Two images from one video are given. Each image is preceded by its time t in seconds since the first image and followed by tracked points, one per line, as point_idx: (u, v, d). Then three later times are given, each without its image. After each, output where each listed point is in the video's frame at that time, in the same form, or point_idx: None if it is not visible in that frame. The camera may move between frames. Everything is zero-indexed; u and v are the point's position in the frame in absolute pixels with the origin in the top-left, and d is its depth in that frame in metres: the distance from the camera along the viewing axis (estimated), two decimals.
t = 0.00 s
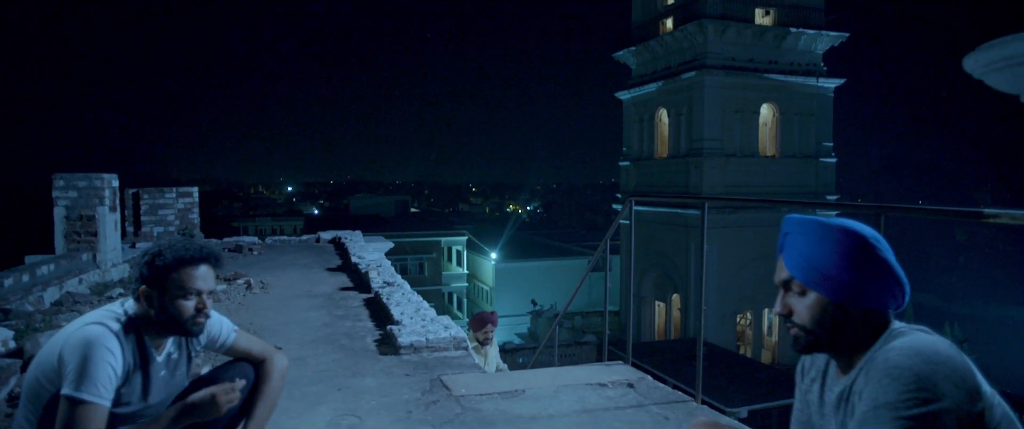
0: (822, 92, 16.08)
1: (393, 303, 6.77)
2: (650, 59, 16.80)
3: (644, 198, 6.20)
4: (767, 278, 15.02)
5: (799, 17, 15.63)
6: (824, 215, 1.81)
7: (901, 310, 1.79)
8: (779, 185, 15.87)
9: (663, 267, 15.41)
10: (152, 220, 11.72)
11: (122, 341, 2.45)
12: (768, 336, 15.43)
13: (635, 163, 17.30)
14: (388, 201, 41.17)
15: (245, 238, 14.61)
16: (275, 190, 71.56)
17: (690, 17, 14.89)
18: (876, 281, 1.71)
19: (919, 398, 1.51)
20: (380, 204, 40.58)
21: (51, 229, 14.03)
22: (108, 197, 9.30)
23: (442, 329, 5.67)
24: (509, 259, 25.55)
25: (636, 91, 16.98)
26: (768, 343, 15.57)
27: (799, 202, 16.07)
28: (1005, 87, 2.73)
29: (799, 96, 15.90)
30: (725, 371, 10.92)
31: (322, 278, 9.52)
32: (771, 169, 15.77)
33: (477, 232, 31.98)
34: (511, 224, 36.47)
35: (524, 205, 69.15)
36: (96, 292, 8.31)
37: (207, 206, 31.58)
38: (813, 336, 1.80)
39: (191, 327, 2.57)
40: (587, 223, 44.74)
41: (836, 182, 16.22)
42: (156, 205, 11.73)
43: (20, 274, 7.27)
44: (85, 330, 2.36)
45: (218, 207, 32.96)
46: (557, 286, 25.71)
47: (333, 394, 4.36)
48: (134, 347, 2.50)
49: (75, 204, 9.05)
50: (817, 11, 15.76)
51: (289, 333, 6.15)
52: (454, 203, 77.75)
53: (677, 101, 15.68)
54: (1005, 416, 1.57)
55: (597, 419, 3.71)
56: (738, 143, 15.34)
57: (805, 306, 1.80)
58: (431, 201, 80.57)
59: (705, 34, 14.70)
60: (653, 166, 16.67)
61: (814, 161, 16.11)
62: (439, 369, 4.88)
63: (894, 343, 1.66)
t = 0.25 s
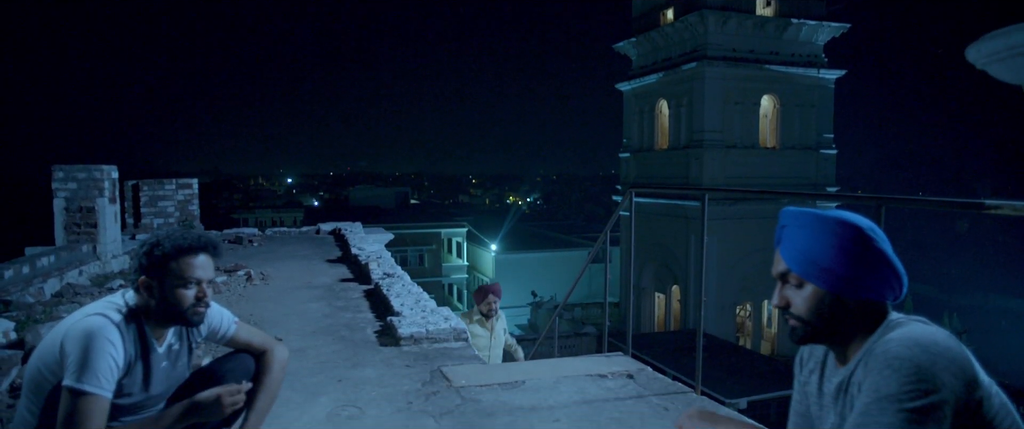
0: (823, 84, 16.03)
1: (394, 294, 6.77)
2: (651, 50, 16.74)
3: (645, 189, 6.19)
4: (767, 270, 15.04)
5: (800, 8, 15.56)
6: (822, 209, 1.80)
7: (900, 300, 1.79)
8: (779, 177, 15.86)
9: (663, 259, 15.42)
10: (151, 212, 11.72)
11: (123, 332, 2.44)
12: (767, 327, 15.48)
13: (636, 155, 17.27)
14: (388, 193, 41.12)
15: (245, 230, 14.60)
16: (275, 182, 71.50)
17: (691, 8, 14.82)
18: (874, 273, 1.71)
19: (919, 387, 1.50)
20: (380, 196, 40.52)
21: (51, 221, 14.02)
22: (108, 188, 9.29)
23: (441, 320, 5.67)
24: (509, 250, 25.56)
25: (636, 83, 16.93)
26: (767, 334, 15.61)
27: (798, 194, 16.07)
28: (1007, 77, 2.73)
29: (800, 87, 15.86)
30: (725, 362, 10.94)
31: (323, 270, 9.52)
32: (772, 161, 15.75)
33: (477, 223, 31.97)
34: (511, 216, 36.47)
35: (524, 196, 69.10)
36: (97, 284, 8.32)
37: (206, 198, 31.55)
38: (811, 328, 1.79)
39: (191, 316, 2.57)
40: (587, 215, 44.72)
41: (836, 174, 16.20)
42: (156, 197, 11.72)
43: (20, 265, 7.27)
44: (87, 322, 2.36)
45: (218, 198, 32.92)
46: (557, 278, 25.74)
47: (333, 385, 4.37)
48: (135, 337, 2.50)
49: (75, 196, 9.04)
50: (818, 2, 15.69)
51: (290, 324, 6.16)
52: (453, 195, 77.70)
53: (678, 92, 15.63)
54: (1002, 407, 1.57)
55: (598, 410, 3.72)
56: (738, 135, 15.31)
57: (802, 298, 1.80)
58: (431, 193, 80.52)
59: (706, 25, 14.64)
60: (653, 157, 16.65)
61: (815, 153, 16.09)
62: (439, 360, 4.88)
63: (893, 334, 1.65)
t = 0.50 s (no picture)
0: (824, 75, 15.98)
1: (394, 286, 6.78)
2: (651, 41, 16.68)
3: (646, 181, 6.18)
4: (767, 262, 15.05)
5: None
6: (819, 202, 1.80)
7: (899, 293, 1.78)
8: (779, 169, 15.85)
9: (664, 251, 15.43)
10: (151, 203, 11.72)
11: (122, 323, 2.44)
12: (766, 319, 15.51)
13: (636, 146, 17.26)
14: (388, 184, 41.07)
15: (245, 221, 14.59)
16: (275, 174, 71.45)
17: None
18: (872, 267, 1.70)
19: (917, 379, 1.49)
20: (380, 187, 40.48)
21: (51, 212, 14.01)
22: (108, 180, 9.27)
23: (442, 312, 5.67)
24: (509, 242, 25.58)
25: (636, 74, 16.88)
26: (767, 326, 15.65)
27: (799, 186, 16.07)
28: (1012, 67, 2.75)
29: (801, 79, 15.82)
30: (725, 354, 10.97)
31: (323, 262, 9.53)
32: (772, 153, 15.74)
33: (477, 215, 31.97)
34: (511, 208, 36.45)
35: (524, 188, 69.04)
36: (97, 276, 8.33)
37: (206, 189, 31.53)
38: (808, 321, 1.79)
39: (188, 304, 2.57)
40: (587, 207, 44.70)
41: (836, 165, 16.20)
42: (155, 189, 11.70)
43: (20, 257, 7.27)
44: (86, 312, 2.36)
45: (218, 190, 32.89)
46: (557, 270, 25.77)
47: (334, 376, 4.37)
48: (135, 327, 2.50)
49: (75, 188, 9.03)
50: None
51: (290, 316, 6.17)
52: (453, 187, 77.63)
53: (678, 84, 15.59)
54: (1002, 399, 1.56)
55: (598, 402, 3.72)
56: (739, 126, 15.29)
57: (800, 292, 1.80)
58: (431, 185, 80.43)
59: (707, 17, 14.57)
60: (654, 149, 16.63)
61: (815, 144, 16.08)
62: (439, 352, 4.88)
63: (893, 327, 1.65)
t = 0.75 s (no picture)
0: (824, 67, 15.93)
1: (394, 278, 6.78)
2: (651, 33, 16.62)
3: (646, 173, 6.16)
4: (767, 254, 15.06)
5: None
6: (816, 195, 1.79)
7: (897, 284, 1.77)
8: (779, 161, 15.84)
9: (664, 243, 15.43)
10: (151, 196, 11.71)
11: (120, 314, 2.43)
12: (766, 311, 15.52)
13: (636, 138, 17.23)
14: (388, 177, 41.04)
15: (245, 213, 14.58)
16: (274, 166, 71.43)
17: None
18: (869, 258, 1.69)
19: (914, 368, 1.48)
20: (380, 180, 40.46)
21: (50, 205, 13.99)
22: (107, 172, 9.25)
23: (442, 304, 5.67)
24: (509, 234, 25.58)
25: (637, 66, 16.82)
26: (766, 317, 15.68)
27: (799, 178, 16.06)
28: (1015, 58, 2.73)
29: (801, 71, 15.77)
30: (724, 346, 10.99)
31: (323, 254, 9.53)
32: (772, 145, 15.72)
33: (477, 208, 31.94)
34: (511, 200, 36.45)
35: (524, 180, 68.97)
36: (98, 268, 8.34)
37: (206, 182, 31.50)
38: (806, 315, 1.79)
39: (185, 290, 2.56)
40: (587, 199, 44.67)
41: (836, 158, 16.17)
42: (155, 181, 11.68)
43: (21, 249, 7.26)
44: (84, 304, 2.34)
45: (218, 183, 32.87)
46: (557, 262, 25.78)
47: (334, 368, 4.38)
48: (132, 318, 2.48)
49: (74, 180, 9.01)
50: None
51: (290, 308, 6.17)
52: (453, 179, 77.57)
53: (679, 76, 15.53)
54: (1000, 389, 1.56)
55: (597, 393, 3.73)
56: (739, 119, 15.26)
57: (798, 285, 1.79)
58: (431, 177, 80.39)
59: (707, 8, 14.47)
60: (654, 141, 16.61)
61: (816, 137, 16.05)
62: (439, 344, 4.89)
63: (892, 318, 1.64)
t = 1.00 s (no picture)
0: (825, 59, 15.87)
1: (394, 270, 6.78)
2: (652, 25, 16.55)
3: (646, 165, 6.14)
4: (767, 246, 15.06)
5: None
6: (815, 186, 1.78)
7: (896, 275, 1.77)
8: (779, 153, 15.82)
9: (664, 236, 15.43)
10: (151, 188, 11.71)
11: (119, 305, 2.42)
12: (766, 303, 15.54)
13: (636, 131, 17.20)
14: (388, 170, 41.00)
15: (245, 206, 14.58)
16: (274, 158, 71.35)
17: None
18: (869, 249, 1.69)
19: (912, 359, 1.48)
20: (380, 173, 40.42)
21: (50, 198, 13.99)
22: (107, 165, 9.25)
23: (441, 296, 5.68)
24: (509, 227, 25.58)
25: (637, 58, 16.77)
26: (766, 310, 15.69)
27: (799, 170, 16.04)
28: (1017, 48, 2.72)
29: (802, 63, 15.72)
30: (724, 338, 11.00)
31: (323, 246, 9.53)
32: (773, 137, 15.70)
33: (477, 200, 31.93)
34: (511, 193, 36.43)
35: (524, 173, 68.89)
36: (98, 260, 8.35)
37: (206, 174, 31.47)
38: (804, 307, 1.79)
39: (183, 278, 2.56)
40: (587, 192, 44.64)
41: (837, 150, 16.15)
42: (155, 174, 11.68)
43: (21, 242, 7.27)
44: (82, 295, 2.34)
45: (218, 175, 32.84)
46: (557, 254, 25.80)
47: (334, 360, 4.39)
48: (132, 308, 2.48)
49: (74, 173, 9.02)
50: None
51: (290, 300, 6.18)
52: (453, 171, 77.49)
53: (679, 68, 15.49)
54: (998, 380, 1.56)
55: (597, 385, 3.74)
56: (740, 111, 15.23)
57: (797, 277, 1.79)
58: (431, 169, 80.30)
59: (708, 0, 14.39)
60: (654, 134, 16.59)
61: (816, 129, 16.02)
62: (439, 336, 4.89)
63: (890, 309, 1.64)
